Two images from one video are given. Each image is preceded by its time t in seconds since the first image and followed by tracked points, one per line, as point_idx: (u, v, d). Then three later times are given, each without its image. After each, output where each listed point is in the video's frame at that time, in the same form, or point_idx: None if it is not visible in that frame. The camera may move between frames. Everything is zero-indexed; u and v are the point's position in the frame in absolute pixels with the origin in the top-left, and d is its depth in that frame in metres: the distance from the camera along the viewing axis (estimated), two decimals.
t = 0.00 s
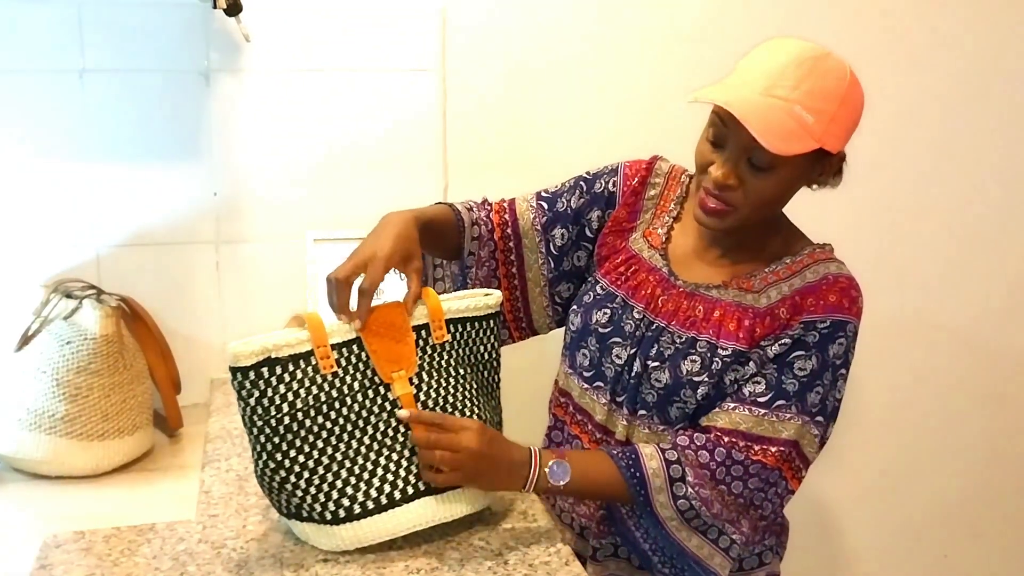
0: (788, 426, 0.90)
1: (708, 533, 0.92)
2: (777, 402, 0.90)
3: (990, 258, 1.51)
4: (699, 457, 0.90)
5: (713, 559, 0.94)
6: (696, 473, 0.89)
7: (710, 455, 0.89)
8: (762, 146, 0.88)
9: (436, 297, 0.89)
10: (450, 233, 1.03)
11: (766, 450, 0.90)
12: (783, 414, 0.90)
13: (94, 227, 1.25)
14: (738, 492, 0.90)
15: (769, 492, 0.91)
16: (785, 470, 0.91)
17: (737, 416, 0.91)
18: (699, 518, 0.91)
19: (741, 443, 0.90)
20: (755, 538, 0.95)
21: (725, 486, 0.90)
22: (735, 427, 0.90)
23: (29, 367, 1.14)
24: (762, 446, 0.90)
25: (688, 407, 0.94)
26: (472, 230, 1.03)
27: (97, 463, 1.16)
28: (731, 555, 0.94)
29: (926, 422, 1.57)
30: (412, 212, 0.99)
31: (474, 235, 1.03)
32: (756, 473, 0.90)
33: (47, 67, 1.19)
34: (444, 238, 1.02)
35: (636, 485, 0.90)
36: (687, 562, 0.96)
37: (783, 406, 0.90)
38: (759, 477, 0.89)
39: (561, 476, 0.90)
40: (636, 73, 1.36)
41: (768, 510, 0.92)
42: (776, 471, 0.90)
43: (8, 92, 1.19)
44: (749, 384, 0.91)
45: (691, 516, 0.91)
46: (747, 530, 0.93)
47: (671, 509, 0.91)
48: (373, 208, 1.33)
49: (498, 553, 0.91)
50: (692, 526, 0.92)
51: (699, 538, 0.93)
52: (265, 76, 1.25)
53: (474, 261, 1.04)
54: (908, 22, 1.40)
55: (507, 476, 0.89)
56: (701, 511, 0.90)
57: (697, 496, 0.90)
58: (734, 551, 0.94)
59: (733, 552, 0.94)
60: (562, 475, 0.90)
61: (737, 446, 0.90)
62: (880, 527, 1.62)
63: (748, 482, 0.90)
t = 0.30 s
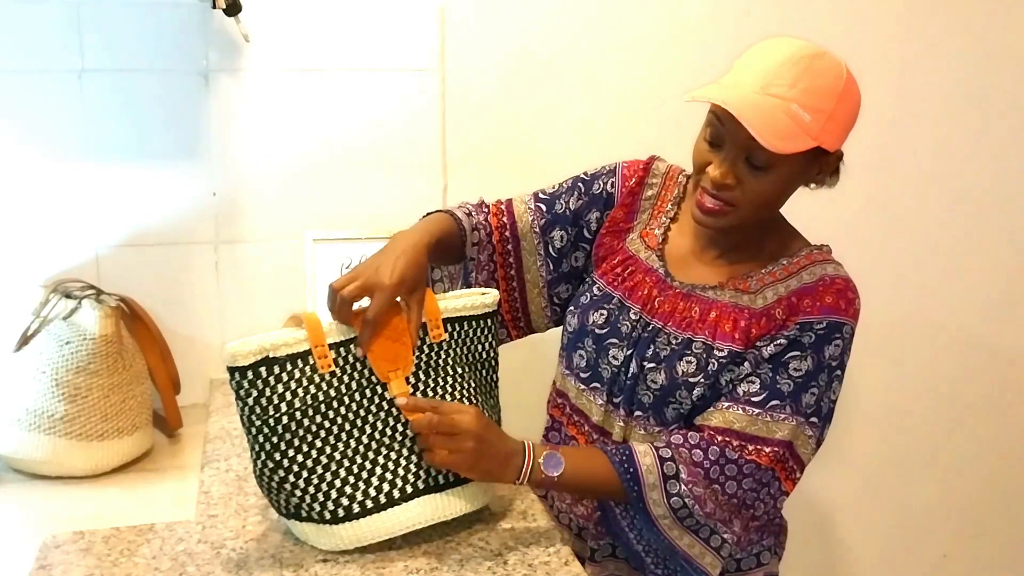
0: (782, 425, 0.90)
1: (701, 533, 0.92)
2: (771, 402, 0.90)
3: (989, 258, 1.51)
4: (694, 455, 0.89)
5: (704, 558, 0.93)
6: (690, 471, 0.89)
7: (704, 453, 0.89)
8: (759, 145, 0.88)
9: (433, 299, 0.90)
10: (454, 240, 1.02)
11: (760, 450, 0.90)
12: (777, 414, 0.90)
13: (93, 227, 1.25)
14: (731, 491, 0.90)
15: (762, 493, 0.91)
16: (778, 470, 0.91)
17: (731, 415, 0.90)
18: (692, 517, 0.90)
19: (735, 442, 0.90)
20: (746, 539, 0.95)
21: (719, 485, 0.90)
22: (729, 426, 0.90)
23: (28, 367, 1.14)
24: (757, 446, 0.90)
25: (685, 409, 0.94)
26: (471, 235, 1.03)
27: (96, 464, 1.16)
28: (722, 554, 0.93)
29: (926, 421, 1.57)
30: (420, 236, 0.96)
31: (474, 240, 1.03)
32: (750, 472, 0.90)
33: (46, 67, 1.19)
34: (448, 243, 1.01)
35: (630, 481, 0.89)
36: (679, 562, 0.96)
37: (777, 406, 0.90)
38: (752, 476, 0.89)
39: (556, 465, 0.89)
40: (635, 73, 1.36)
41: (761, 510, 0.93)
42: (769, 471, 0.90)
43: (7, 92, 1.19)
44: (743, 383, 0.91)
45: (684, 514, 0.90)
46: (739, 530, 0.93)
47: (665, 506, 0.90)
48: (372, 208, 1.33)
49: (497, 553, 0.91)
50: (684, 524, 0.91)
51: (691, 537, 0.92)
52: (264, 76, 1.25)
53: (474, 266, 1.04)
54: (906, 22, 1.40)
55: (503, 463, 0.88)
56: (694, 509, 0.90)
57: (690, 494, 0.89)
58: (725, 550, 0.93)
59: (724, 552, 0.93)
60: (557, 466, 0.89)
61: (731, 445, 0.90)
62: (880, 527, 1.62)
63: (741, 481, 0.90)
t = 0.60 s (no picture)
0: (784, 429, 0.90)
1: (702, 535, 0.92)
2: (772, 405, 0.90)
3: (988, 258, 1.51)
4: (695, 460, 0.89)
5: (706, 560, 0.94)
6: (691, 476, 0.89)
7: (706, 458, 0.90)
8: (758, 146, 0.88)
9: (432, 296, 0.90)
10: (447, 243, 1.02)
11: (761, 454, 0.90)
12: (778, 417, 0.90)
13: (92, 226, 1.25)
14: (734, 496, 0.91)
15: (763, 494, 0.91)
16: (779, 472, 0.91)
17: (732, 420, 0.91)
18: (694, 521, 0.91)
19: (736, 447, 0.90)
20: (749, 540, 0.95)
21: (720, 490, 0.90)
22: (729, 430, 0.90)
23: (28, 368, 1.14)
24: (757, 450, 0.90)
25: (685, 411, 0.94)
26: (466, 238, 1.02)
27: (96, 464, 1.16)
28: (725, 556, 0.94)
29: (925, 421, 1.57)
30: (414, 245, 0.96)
31: (469, 243, 1.03)
32: (751, 476, 0.90)
33: (45, 67, 1.19)
34: (441, 247, 1.01)
35: (631, 485, 0.90)
36: (679, 563, 0.96)
37: (778, 409, 0.90)
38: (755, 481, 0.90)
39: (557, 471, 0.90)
40: (634, 73, 1.36)
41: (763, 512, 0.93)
42: (771, 475, 0.90)
43: (6, 92, 1.19)
44: (743, 387, 0.91)
45: (685, 518, 0.91)
46: (740, 532, 0.93)
47: (666, 510, 0.90)
48: (371, 208, 1.33)
49: (496, 553, 0.91)
50: (686, 528, 0.92)
51: (693, 539, 0.93)
52: (264, 76, 1.25)
53: (470, 269, 1.04)
54: (906, 22, 1.40)
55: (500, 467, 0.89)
56: (695, 514, 0.90)
57: (692, 499, 0.89)
58: (728, 552, 0.93)
59: (727, 554, 0.94)
60: (559, 473, 0.90)
61: (732, 450, 0.90)
62: (879, 527, 1.62)
63: (743, 486, 0.90)
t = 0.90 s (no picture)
0: (778, 429, 0.90)
1: (696, 534, 0.93)
2: (768, 405, 0.90)
3: (987, 258, 1.52)
4: (691, 460, 0.90)
5: (701, 558, 0.95)
6: (687, 476, 0.89)
7: (702, 458, 0.90)
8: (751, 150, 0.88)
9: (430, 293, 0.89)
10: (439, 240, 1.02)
11: (757, 454, 0.90)
12: (774, 417, 0.90)
13: (92, 226, 1.25)
14: (729, 496, 0.90)
15: (760, 494, 0.91)
16: (776, 472, 0.91)
17: (728, 420, 0.91)
18: (688, 518, 0.91)
19: (733, 447, 0.90)
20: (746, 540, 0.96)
21: (715, 490, 0.90)
22: (726, 431, 0.91)
23: (28, 368, 1.14)
24: (753, 450, 0.90)
25: (683, 413, 0.94)
26: (460, 238, 1.02)
27: (95, 464, 1.16)
28: (720, 554, 0.94)
29: (924, 421, 1.57)
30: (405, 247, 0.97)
31: (465, 243, 1.03)
32: (747, 476, 0.90)
33: (44, 66, 1.19)
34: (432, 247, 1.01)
35: (628, 483, 0.90)
36: (675, 560, 0.97)
37: (774, 410, 0.90)
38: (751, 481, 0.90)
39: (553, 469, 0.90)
40: (633, 74, 1.36)
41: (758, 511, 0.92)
42: (767, 475, 0.91)
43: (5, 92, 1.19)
44: (739, 387, 0.92)
45: (679, 516, 0.91)
46: (736, 530, 0.93)
47: (660, 508, 0.91)
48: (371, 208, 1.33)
49: (496, 553, 0.91)
50: (679, 525, 0.92)
51: (687, 536, 0.93)
52: (263, 76, 1.25)
53: (466, 269, 1.04)
54: (905, 23, 1.40)
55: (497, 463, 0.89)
56: (690, 512, 0.90)
57: (687, 499, 0.90)
58: (723, 550, 0.94)
59: (722, 553, 0.94)
60: (553, 473, 0.90)
61: (728, 450, 0.90)
62: (878, 526, 1.62)
63: (739, 486, 0.90)
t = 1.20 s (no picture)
0: (770, 428, 0.90)
1: (691, 534, 0.93)
2: (760, 403, 0.90)
3: (986, 258, 1.52)
4: (688, 457, 0.89)
5: (692, 558, 0.95)
6: (684, 472, 0.89)
7: (698, 455, 0.89)
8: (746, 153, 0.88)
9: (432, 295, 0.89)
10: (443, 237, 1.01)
11: (750, 453, 0.90)
12: (766, 415, 0.90)
13: (91, 226, 1.25)
14: (723, 494, 0.91)
15: (753, 494, 0.91)
16: (770, 472, 0.91)
17: (720, 417, 0.91)
18: (684, 517, 0.91)
19: (725, 444, 0.90)
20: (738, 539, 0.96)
21: (710, 488, 0.90)
22: (718, 427, 0.90)
23: (27, 368, 1.13)
24: (747, 449, 0.90)
25: (678, 412, 0.94)
26: (460, 230, 1.02)
27: (94, 465, 1.16)
28: (711, 555, 0.95)
29: (923, 421, 1.57)
30: (413, 245, 0.96)
31: (464, 235, 1.02)
32: (742, 476, 0.90)
33: (43, 67, 1.19)
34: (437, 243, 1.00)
35: (625, 478, 0.89)
36: (668, 559, 0.97)
37: (766, 408, 0.90)
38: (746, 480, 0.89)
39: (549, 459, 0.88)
40: (634, 73, 1.36)
41: (750, 511, 0.93)
42: (762, 475, 0.90)
43: (5, 92, 1.19)
44: (732, 385, 0.91)
45: (676, 514, 0.91)
46: (728, 533, 0.94)
47: (657, 504, 0.90)
48: (371, 208, 1.33)
49: (496, 553, 0.91)
50: (675, 524, 0.92)
51: (681, 536, 0.93)
52: (263, 76, 1.25)
53: (465, 260, 1.04)
54: (905, 23, 1.40)
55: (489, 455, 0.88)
56: (686, 510, 0.90)
57: (683, 495, 0.89)
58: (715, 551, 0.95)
59: (713, 553, 0.95)
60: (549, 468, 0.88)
61: (722, 447, 0.90)
62: (878, 526, 1.62)
63: (732, 484, 0.90)
